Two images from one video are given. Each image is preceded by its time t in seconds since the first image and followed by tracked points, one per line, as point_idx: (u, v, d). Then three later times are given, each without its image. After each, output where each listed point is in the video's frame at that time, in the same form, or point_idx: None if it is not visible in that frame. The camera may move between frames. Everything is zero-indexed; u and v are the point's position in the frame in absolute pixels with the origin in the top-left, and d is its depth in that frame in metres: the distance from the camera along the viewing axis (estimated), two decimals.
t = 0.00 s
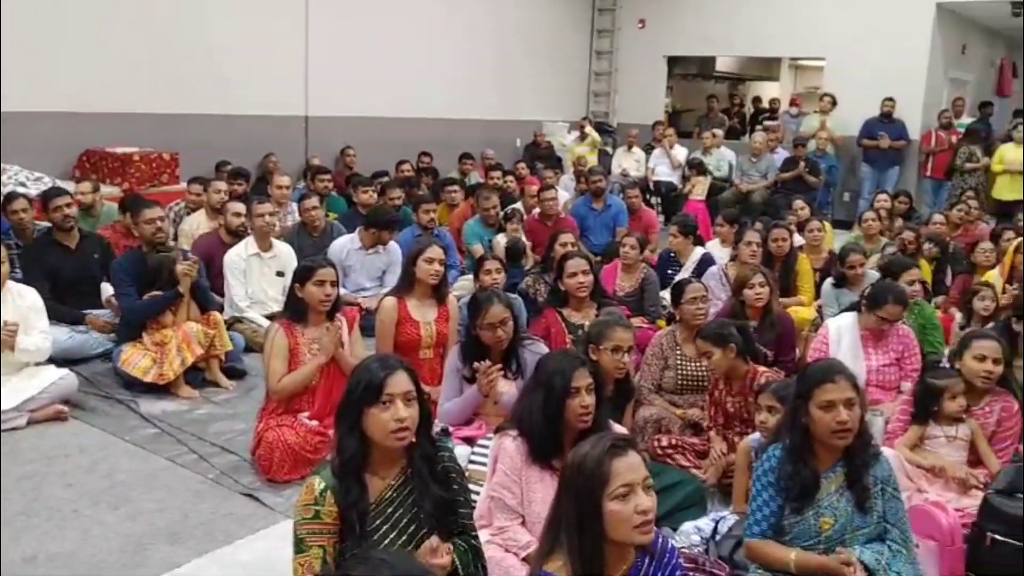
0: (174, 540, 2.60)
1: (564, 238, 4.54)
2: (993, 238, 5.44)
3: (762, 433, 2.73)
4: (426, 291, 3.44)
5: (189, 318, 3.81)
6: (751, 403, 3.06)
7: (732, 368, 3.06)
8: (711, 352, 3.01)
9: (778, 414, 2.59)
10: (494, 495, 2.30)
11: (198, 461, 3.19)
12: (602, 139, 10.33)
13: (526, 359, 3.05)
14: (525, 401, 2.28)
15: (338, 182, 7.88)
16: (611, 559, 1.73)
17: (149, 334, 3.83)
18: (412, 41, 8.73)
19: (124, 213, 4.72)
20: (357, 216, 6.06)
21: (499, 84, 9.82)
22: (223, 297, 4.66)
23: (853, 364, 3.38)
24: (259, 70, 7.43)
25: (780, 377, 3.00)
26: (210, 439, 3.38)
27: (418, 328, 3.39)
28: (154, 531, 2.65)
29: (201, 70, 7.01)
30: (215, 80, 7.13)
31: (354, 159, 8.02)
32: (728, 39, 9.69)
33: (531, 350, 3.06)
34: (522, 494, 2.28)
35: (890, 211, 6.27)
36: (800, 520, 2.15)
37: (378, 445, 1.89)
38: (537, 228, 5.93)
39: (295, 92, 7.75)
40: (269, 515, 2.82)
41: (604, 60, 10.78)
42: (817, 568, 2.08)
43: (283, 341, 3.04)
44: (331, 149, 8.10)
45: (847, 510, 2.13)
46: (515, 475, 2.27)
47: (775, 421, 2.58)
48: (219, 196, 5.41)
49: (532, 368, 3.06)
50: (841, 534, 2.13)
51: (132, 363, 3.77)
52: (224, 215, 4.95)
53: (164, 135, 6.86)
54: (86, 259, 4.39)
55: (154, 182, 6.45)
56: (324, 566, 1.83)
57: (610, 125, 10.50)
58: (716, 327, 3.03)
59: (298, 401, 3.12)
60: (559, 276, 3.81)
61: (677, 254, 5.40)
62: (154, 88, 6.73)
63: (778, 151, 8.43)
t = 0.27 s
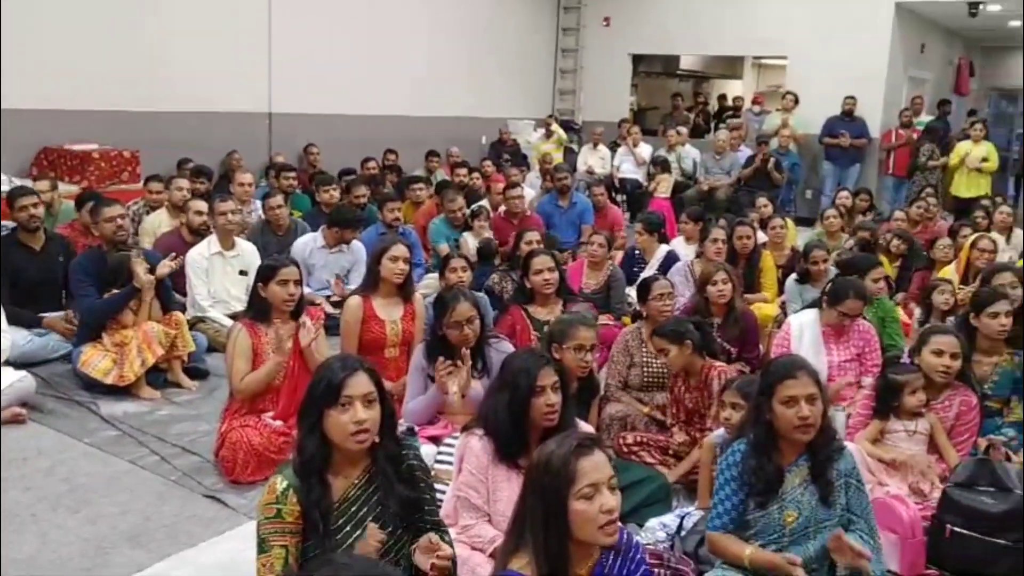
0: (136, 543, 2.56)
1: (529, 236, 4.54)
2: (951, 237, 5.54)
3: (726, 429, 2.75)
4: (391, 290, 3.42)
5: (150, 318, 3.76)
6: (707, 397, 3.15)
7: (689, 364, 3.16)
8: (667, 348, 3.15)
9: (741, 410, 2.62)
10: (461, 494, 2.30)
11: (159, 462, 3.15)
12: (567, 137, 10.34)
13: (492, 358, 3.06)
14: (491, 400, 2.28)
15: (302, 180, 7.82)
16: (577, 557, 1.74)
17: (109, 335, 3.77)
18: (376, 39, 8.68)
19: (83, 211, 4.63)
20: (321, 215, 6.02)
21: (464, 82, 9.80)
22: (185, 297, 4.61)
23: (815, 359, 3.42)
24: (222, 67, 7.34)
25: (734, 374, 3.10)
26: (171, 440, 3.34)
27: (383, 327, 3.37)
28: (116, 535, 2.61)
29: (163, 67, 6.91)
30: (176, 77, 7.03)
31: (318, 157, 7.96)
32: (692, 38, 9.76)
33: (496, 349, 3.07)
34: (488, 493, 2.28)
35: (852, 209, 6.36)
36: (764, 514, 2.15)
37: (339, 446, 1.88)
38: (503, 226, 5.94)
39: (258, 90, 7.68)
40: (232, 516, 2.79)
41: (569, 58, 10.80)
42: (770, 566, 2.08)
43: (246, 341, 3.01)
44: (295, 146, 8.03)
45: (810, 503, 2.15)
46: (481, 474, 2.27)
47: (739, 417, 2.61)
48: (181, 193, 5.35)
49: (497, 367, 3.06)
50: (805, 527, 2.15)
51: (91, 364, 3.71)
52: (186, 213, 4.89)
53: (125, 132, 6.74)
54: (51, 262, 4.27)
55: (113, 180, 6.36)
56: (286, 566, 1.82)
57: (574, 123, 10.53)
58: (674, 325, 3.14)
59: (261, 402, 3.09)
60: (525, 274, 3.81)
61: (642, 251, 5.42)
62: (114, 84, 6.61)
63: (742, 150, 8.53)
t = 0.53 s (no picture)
0: (96, 547, 2.52)
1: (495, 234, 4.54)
2: (910, 234, 5.63)
3: (690, 425, 2.77)
4: (355, 288, 3.39)
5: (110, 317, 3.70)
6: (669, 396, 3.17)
7: (650, 363, 3.19)
8: (627, 349, 3.18)
9: (704, 407, 2.64)
10: (425, 494, 2.29)
11: (119, 465, 3.10)
12: (533, 134, 10.34)
13: (456, 357, 3.05)
14: (454, 398, 2.28)
15: (265, 178, 7.73)
16: (543, 555, 1.73)
17: (66, 336, 3.71)
18: (340, 36, 8.61)
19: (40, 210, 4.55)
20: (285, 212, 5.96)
21: (428, 80, 9.76)
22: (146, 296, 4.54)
23: (778, 355, 3.45)
24: (183, 64, 7.23)
25: (694, 372, 3.13)
26: (132, 442, 3.29)
27: (347, 326, 3.35)
28: (74, 538, 2.56)
29: (122, 63, 6.79)
30: (137, 74, 6.92)
31: (282, 154, 7.88)
32: (657, 36, 9.80)
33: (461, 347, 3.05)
34: (452, 492, 2.27)
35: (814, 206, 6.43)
36: (728, 509, 2.18)
37: (297, 448, 1.86)
38: (468, 224, 5.93)
39: (220, 87, 7.58)
40: (194, 519, 2.76)
41: (534, 56, 10.79)
42: (743, 555, 2.13)
43: (208, 341, 2.97)
44: (258, 144, 7.94)
45: (774, 499, 2.18)
46: (445, 473, 2.26)
47: (703, 413, 2.62)
48: (142, 192, 5.28)
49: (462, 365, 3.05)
50: (767, 521, 2.18)
51: (49, 365, 3.64)
52: (146, 211, 4.82)
53: (83, 130, 6.62)
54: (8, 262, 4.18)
55: (71, 178, 6.25)
56: (248, 572, 1.80)
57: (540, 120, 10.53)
58: (631, 327, 3.17)
59: (223, 403, 3.05)
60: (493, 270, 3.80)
61: (607, 249, 5.44)
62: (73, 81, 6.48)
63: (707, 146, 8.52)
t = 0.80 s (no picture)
0: (47, 554, 2.47)
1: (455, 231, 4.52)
2: (865, 231, 5.70)
3: (649, 422, 2.79)
4: (312, 287, 3.36)
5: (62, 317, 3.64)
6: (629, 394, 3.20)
7: (609, 363, 3.23)
8: (586, 351, 3.22)
9: (663, 404, 2.65)
10: (384, 494, 2.28)
11: (71, 469, 3.04)
12: (493, 131, 10.32)
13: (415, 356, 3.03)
14: (412, 399, 2.26)
15: (222, 176, 7.62)
16: (505, 558, 1.73)
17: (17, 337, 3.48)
18: (298, 33, 8.52)
19: None
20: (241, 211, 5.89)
21: (388, 77, 9.70)
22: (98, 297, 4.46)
23: (735, 351, 3.49)
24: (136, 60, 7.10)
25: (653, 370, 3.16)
26: (84, 447, 3.23)
27: (304, 325, 3.31)
28: (24, 545, 2.51)
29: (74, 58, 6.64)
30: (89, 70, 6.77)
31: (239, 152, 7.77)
32: (616, 34, 9.83)
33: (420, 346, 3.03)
34: (411, 492, 2.26)
35: (772, 203, 6.49)
36: (686, 508, 2.19)
37: (247, 454, 1.83)
38: (428, 222, 5.91)
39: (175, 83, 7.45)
40: (149, 523, 2.72)
41: (493, 53, 10.77)
42: (698, 557, 2.14)
43: (162, 341, 2.93)
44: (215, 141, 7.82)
45: (732, 496, 2.19)
46: (404, 473, 2.25)
47: (662, 411, 2.64)
48: (94, 191, 5.20)
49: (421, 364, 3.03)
50: (725, 518, 2.19)
51: None
52: (99, 210, 4.73)
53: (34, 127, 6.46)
54: None
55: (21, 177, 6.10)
56: None
57: (499, 118, 10.51)
58: (588, 328, 3.20)
59: (178, 405, 3.01)
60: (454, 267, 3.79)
61: (568, 246, 5.45)
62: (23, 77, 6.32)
63: (665, 144, 8.62)
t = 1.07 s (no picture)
0: None
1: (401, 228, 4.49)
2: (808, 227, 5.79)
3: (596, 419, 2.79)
4: (256, 287, 3.31)
5: None
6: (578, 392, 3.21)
7: (556, 364, 3.22)
8: (534, 353, 3.21)
9: (610, 401, 2.66)
10: (328, 495, 2.25)
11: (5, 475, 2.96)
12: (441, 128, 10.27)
13: (361, 356, 2.99)
14: (357, 399, 2.23)
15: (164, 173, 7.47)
16: (451, 559, 1.72)
17: None
18: (242, 27, 8.38)
19: None
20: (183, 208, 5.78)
21: (334, 73, 9.60)
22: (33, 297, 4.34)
23: (681, 348, 3.51)
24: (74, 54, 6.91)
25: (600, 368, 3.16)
26: (18, 452, 3.14)
27: (247, 326, 3.26)
28: None
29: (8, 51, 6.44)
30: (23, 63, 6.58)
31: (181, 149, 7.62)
32: (563, 32, 9.86)
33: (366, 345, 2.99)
34: (357, 494, 2.24)
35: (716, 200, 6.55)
36: (634, 503, 2.20)
37: (183, 460, 1.79)
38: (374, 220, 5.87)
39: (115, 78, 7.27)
40: (86, 530, 2.66)
41: (441, 50, 10.73)
42: (653, 543, 2.13)
43: (101, 342, 2.87)
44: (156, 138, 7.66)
45: (678, 491, 2.20)
46: (349, 474, 2.22)
47: (608, 407, 2.64)
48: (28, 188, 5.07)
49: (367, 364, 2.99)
50: (673, 514, 2.19)
51: None
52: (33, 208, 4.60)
53: None
54: None
55: None
56: None
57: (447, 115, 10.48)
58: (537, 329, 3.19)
59: (117, 408, 2.94)
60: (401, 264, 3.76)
61: (516, 243, 5.45)
62: None
63: (611, 142, 8.65)
